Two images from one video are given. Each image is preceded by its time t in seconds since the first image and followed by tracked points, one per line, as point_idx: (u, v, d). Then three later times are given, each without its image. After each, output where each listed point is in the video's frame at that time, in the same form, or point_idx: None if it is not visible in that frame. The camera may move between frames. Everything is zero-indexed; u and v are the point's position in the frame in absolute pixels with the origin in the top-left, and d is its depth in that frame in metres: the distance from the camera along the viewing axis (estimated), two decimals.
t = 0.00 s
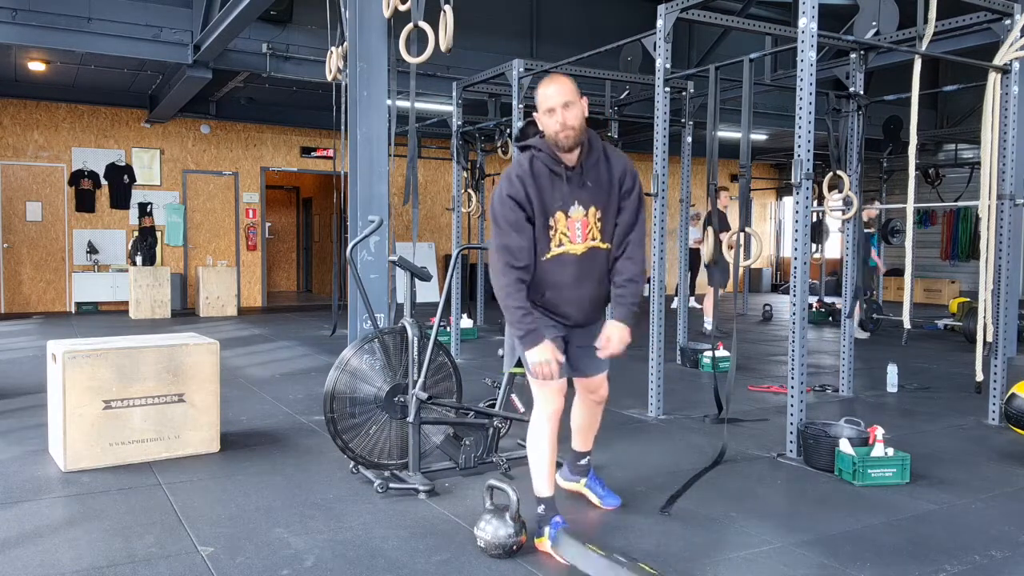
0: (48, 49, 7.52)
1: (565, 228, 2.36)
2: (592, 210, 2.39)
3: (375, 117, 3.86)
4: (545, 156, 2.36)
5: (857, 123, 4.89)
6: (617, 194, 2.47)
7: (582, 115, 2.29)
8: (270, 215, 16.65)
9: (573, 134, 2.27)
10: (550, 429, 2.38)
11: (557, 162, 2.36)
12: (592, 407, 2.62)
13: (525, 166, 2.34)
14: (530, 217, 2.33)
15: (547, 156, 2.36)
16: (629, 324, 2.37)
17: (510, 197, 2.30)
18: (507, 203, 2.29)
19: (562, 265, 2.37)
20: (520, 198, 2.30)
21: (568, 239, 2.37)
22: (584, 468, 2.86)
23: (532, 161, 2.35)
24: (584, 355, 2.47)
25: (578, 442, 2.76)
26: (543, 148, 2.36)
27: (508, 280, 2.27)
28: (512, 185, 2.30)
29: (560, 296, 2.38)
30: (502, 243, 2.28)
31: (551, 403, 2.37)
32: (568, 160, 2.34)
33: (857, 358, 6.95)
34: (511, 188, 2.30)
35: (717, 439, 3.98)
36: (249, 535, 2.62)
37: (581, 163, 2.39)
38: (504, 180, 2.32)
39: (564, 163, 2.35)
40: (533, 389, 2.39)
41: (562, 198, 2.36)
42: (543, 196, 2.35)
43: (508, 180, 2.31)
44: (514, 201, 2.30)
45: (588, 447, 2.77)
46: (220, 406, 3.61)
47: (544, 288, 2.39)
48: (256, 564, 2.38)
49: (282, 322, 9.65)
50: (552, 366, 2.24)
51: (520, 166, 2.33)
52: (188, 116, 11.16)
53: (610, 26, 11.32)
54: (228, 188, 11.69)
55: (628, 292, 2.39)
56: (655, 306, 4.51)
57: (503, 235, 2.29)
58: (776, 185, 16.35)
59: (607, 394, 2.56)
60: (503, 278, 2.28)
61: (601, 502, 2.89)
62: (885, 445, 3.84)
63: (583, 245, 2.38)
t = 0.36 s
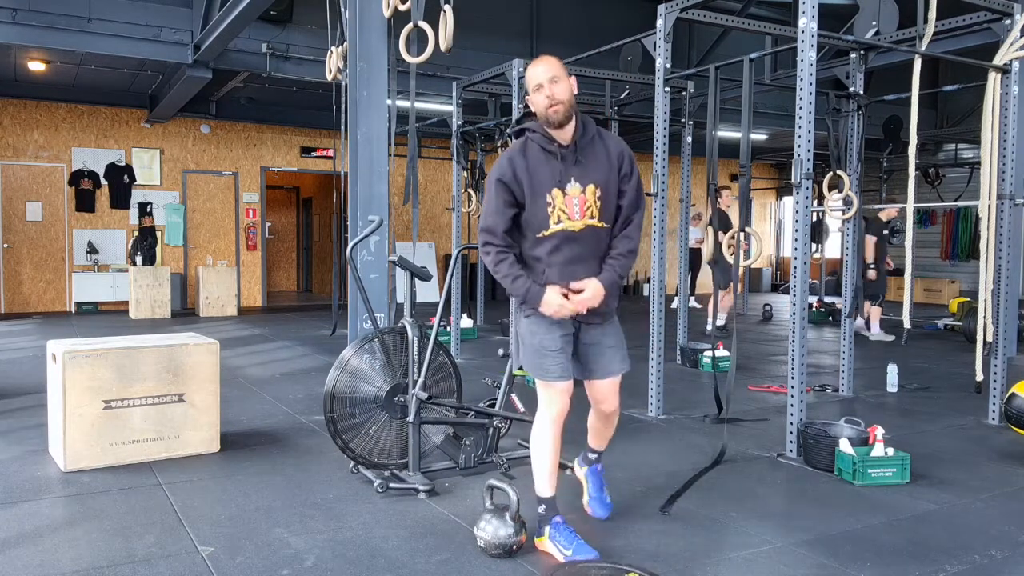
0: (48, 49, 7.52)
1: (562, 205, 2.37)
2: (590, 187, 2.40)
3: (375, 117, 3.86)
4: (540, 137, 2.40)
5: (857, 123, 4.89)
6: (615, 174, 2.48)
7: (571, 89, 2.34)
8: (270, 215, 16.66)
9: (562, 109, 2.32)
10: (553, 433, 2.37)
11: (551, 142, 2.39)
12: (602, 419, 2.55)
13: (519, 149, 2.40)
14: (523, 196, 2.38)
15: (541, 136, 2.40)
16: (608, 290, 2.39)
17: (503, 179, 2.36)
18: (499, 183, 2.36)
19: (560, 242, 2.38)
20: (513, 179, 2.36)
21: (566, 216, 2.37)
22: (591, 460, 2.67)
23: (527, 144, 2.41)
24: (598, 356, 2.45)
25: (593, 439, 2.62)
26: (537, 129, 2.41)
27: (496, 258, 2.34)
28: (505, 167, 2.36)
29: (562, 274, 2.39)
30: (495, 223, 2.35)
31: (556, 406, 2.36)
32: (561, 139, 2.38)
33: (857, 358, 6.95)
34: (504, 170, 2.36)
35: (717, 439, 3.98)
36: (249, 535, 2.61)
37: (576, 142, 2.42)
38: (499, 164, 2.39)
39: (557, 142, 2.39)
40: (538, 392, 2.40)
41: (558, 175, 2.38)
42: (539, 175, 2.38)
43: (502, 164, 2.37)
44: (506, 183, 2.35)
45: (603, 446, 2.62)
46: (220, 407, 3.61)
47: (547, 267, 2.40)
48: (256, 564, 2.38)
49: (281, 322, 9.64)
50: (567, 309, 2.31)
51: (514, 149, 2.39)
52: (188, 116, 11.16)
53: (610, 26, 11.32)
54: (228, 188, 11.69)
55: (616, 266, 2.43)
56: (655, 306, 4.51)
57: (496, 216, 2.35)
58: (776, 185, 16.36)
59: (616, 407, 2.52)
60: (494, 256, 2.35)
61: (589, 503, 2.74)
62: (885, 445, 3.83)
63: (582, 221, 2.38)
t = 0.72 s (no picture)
0: (48, 49, 7.52)
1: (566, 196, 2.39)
2: (593, 179, 2.40)
3: (375, 117, 3.86)
4: (546, 133, 2.44)
5: (857, 123, 4.89)
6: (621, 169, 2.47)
7: (577, 86, 2.38)
8: (270, 215, 16.66)
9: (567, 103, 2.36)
10: (552, 427, 2.37)
11: (557, 137, 2.43)
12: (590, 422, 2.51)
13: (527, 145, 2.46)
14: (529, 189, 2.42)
15: (548, 132, 2.44)
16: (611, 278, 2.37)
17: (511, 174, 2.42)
18: (508, 176, 2.42)
19: (564, 231, 2.40)
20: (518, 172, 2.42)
21: (568, 206, 2.39)
22: (569, 485, 2.59)
23: (535, 140, 2.45)
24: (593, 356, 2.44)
25: (573, 459, 2.55)
26: (545, 125, 2.46)
27: (511, 245, 2.39)
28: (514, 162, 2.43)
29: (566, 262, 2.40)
30: (502, 214, 2.40)
31: (553, 406, 2.36)
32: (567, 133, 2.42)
33: (857, 358, 6.95)
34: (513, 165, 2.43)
35: (717, 439, 3.98)
36: (249, 535, 2.62)
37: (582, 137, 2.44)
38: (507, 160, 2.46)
39: (563, 137, 2.43)
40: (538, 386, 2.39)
41: (562, 167, 2.40)
42: (544, 167, 2.42)
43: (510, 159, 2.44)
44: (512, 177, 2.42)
45: (582, 467, 2.55)
46: (220, 407, 3.61)
47: (553, 257, 2.41)
48: (256, 564, 2.38)
49: (281, 322, 9.64)
50: (578, 296, 2.32)
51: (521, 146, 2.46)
52: (188, 116, 11.17)
53: (610, 26, 11.33)
54: (228, 188, 11.69)
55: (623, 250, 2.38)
56: (655, 306, 4.51)
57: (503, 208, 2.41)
58: (776, 185, 16.36)
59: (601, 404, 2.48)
60: (507, 243, 2.39)
61: (578, 525, 2.60)
62: (886, 445, 3.83)
63: (586, 212, 2.39)
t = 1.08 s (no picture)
0: (48, 49, 7.52)
1: (562, 198, 2.40)
2: (590, 185, 2.40)
3: (375, 117, 3.86)
4: (552, 135, 2.45)
5: (857, 123, 4.89)
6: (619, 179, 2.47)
7: (589, 93, 2.39)
8: (270, 215, 16.66)
9: (578, 106, 2.38)
10: (552, 416, 2.36)
11: (561, 140, 2.44)
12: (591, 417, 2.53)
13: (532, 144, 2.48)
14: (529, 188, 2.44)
15: (554, 133, 2.45)
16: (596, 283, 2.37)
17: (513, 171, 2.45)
18: (509, 173, 2.45)
19: (557, 233, 2.41)
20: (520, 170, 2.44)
21: (563, 208, 2.40)
22: (567, 486, 2.61)
23: (540, 140, 2.47)
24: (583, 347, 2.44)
25: (573, 459, 2.55)
26: (552, 127, 2.47)
27: (506, 240, 2.43)
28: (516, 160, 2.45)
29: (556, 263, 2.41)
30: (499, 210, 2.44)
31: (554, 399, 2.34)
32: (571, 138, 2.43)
33: (857, 358, 6.95)
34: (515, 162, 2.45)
35: (717, 439, 3.98)
36: (249, 535, 2.61)
37: (586, 143, 2.45)
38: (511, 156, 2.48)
39: (567, 140, 2.44)
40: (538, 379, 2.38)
41: (562, 169, 2.41)
42: (544, 168, 2.42)
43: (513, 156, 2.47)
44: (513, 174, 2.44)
45: (582, 465, 2.56)
46: (220, 406, 3.61)
47: (544, 257, 2.42)
48: (256, 564, 2.37)
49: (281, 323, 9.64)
50: (562, 296, 2.33)
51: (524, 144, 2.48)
52: (188, 116, 11.17)
53: (611, 26, 11.33)
54: (228, 188, 11.69)
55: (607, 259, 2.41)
56: (655, 306, 4.51)
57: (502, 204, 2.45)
58: (776, 185, 16.36)
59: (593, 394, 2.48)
60: (502, 238, 2.44)
61: (577, 524, 2.61)
62: (886, 445, 3.83)
63: (578, 216, 2.39)
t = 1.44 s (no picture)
0: (47, 48, 7.52)
1: (549, 193, 2.44)
2: (574, 181, 2.47)
3: (375, 117, 3.86)
4: (530, 133, 2.48)
5: (857, 124, 4.89)
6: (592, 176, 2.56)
7: (568, 91, 2.45)
8: (270, 215, 16.66)
9: (557, 103, 2.43)
10: (514, 418, 2.46)
11: (541, 137, 2.48)
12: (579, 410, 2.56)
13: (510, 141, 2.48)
14: (515, 186, 2.43)
15: (533, 132, 2.48)
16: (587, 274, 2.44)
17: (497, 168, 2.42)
18: (494, 171, 2.41)
19: (546, 228, 2.44)
20: (505, 167, 2.43)
21: (550, 204, 2.44)
22: (567, 485, 2.66)
23: (518, 138, 2.47)
24: (572, 342, 2.49)
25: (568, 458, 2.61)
26: (528, 125, 2.50)
27: (498, 237, 2.39)
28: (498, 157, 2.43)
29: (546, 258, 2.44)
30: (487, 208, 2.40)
31: (523, 398, 2.44)
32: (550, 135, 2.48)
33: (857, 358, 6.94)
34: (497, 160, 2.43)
35: (717, 439, 3.98)
36: (249, 535, 2.61)
37: (562, 141, 2.51)
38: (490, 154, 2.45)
39: (547, 138, 2.48)
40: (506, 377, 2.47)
41: (546, 167, 2.45)
42: (528, 164, 2.44)
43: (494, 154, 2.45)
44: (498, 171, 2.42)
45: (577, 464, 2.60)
46: (220, 407, 3.61)
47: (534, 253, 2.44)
48: (256, 564, 2.37)
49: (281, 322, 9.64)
50: (562, 282, 2.37)
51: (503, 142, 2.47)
52: (188, 116, 11.16)
53: (611, 26, 11.33)
54: (228, 188, 11.68)
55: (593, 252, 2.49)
56: (655, 306, 4.51)
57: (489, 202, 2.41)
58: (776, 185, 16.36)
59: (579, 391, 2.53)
60: (492, 236, 2.40)
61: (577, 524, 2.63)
62: (885, 445, 3.83)
63: (565, 212, 2.45)
